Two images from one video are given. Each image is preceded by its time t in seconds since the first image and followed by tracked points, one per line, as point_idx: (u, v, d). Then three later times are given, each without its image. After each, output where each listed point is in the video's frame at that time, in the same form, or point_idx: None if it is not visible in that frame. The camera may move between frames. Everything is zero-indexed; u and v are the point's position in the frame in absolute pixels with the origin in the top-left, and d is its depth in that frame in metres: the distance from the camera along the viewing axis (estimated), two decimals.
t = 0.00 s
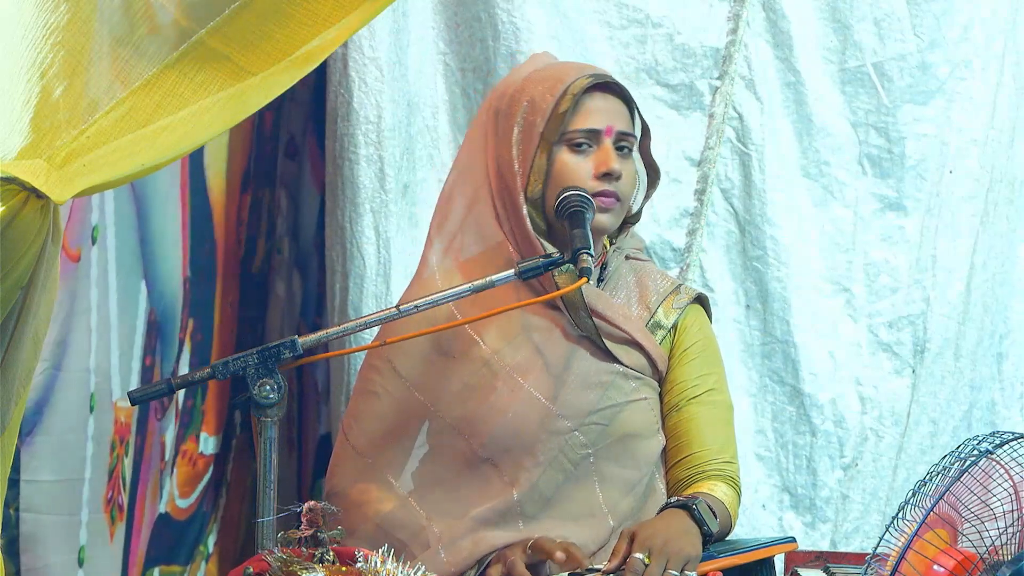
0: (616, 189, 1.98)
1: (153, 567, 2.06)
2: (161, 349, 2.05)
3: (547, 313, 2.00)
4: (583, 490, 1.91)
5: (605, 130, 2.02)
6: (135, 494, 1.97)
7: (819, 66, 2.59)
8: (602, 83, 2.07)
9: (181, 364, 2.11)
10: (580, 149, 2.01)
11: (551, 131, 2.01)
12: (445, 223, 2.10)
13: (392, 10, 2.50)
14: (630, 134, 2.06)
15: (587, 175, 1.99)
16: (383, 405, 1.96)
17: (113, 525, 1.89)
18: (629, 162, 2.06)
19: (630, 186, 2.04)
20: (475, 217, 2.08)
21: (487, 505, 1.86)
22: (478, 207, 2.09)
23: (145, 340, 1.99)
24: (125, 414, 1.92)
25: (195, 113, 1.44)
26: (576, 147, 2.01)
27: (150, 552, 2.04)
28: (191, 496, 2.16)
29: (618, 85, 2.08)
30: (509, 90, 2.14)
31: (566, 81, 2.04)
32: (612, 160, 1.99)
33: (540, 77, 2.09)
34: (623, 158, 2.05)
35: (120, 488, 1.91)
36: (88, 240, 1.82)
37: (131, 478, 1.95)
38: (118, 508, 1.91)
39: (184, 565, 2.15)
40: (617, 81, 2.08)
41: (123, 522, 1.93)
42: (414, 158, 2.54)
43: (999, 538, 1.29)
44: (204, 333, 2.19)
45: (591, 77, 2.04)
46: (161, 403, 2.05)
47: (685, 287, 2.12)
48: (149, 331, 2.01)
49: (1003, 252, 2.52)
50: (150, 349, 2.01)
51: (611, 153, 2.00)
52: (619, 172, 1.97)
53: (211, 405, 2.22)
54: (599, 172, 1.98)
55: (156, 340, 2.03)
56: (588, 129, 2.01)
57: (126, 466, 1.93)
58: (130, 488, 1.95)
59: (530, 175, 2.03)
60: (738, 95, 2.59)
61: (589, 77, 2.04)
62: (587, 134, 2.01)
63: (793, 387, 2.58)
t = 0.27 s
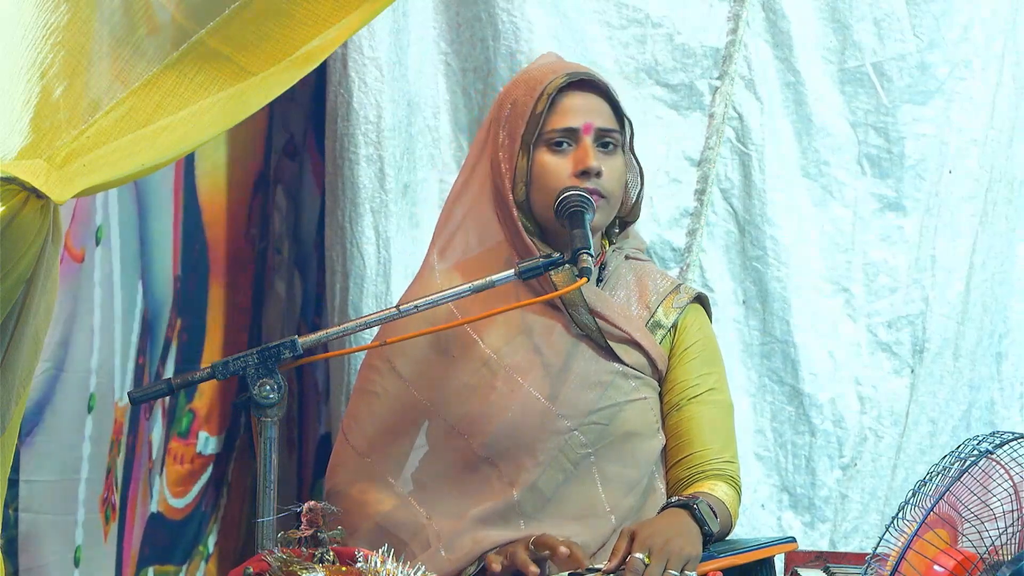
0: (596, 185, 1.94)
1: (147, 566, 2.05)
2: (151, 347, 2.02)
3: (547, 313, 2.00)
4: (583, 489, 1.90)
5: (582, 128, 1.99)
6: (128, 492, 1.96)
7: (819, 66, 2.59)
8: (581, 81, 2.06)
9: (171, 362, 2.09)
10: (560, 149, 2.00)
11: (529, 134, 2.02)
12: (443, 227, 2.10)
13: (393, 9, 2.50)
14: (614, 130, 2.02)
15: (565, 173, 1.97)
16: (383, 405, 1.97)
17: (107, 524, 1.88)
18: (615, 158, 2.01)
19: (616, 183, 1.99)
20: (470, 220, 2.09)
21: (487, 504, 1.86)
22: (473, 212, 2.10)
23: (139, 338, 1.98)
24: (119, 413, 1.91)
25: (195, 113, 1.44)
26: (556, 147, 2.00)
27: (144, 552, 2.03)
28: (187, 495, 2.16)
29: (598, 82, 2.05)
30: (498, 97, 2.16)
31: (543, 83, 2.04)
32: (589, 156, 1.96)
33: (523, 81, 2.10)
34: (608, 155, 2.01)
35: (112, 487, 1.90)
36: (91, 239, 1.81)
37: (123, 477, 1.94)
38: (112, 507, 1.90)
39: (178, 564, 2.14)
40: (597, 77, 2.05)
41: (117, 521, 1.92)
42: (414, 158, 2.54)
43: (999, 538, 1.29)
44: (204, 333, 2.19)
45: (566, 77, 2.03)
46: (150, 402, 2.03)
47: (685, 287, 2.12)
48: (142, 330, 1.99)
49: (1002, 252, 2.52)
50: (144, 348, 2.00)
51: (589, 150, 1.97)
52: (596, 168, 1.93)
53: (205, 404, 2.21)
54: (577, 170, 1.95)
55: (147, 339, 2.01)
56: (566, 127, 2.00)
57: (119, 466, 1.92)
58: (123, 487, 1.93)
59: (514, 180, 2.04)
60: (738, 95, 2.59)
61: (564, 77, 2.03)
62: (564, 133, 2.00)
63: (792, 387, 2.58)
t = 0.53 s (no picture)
0: (586, 185, 1.92)
1: (151, 567, 2.05)
2: (159, 349, 2.04)
3: (547, 313, 2.00)
4: (583, 489, 1.90)
5: (572, 128, 1.98)
6: (133, 492, 1.96)
7: (819, 66, 2.59)
8: (572, 80, 2.04)
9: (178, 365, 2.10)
10: (551, 148, 1.99)
11: (520, 136, 2.02)
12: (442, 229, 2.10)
13: (393, 9, 2.50)
14: (605, 129, 2.00)
15: (555, 173, 1.96)
16: (383, 405, 1.97)
17: (110, 524, 1.88)
18: (606, 157, 2.00)
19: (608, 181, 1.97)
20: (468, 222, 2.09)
21: (487, 504, 1.86)
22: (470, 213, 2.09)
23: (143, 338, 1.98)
24: (120, 413, 1.91)
25: (195, 113, 1.44)
26: (547, 147, 1.99)
27: (148, 552, 2.03)
28: (187, 495, 2.16)
29: (589, 81, 2.03)
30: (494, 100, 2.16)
31: (533, 84, 2.04)
32: (578, 155, 1.94)
33: (516, 84, 2.10)
34: (599, 154, 1.99)
35: (115, 487, 1.90)
36: (88, 239, 1.81)
37: (127, 477, 1.94)
38: (115, 507, 1.90)
39: (180, 565, 2.14)
40: (588, 75, 2.04)
41: (120, 521, 1.92)
42: (413, 158, 2.54)
43: (999, 537, 1.29)
44: (203, 333, 2.19)
45: (556, 77, 2.03)
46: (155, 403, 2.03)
47: (685, 287, 2.12)
48: (147, 330, 2.00)
49: (1001, 252, 2.52)
50: (150, 349, 2.00)
51: (578, 149, 1.95)
52: (585, 167, 1.92)
53: (206, 405, 2.22)
54: (566, 170, 1.94)
55: (154, 339, 2.02)
56: (555, 127, 1.99)
57: (122, 466, 1.92)
58: (126, 487, 1.94)
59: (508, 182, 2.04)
60: (738, 96, 2.59)
61: (554, 77, 2.02)
62: (555, 133, 1.99)
63: (791, 387, 2.59)
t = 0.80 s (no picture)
0: (580, 184, 1.92)
1: (149, 567, 2.05)
2: (155, 348, 2.03)
3: (547, 313, 2.00)
4: (583, 488, 1.90)
5: (568, 127, 1.98)
6: (129, 492, 1.95)
7: (819, 67, 2.59)
8: (568, 81, 2.04)
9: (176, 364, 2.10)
10: (547, 149, 1.98)
11: (517, 137, 2.02)
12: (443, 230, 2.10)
13: (393, 9, 2.50)
14: (602, 128, 2.00)
15: (550, 173, 1.95)
16: (383, 405, 1.97)
17: (108, 524, 1.87)
18: (603, 157, 1.99)
19: (604, 181, 1.96)
20: (470, 223, 2.09)
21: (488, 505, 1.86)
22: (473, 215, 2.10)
23: (140, 338, 1.98)
24: (117, 413, 1.90)
25: (195, 113, 1.44)
26: (543, 147, 1.99)
27: (147, 551, 2.03)
28: (185, 496, 2.15)
29: (585, 80, 2.03)
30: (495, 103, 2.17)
31: (530, 85, 2.04)
32: (573, 155, 1.94)
33: (514, 86, 2.11)
34: (595, 154, 1.98)
35: (112, 487, 1.89)
36: (87, 239, 1.81)
37: (124, 476, 1.93)
38: (112, 507, 1.89)
39: (178, 565, 2.14)
40: (584, 75, 2.03)
41: (118, 521, 1.91)
42: (413, 158, 2.54)
43: (999, 538, 1.29)
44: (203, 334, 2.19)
45: (551, 77, 2.03)
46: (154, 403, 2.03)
47: (686, 287, 2.12)
48: (146, 330, 2.00)
49: (1000, 252, 2.53)
50: (148, 348, 2.00)
51: (573, 149, 1.95)
52: (579, 167, 1.91)
53: (206, 405, 2.21)
54: (561, 170, 1.93)
55: (151, 339, 2.01)
56: (551, 127, 1.98)
57: (119, 466, 1.91)
58: (124, 487, 1.93)
59: (508, 183, 2.04)
60: (738, 96, 2.60)
61: (549, 77, 2.03)
62: (551, 133, 1.98)
63: (790, 387, 2.59)
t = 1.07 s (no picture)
0: (580, 185, 1.92)
1: (147, 567, 2.05)
2: (156, 347, 2.04)
3: (548, 313, 2.00)
4: (582, 488, 1.91)
5: (568, 128, 1.98)
6: (131, 492, 1.96)
7: (819, 67, 2.60)
8: (569, 81, 2.04)
9: (172, 364, 2.11)
10: (547, 149, 1.98)
11: (518, 137, 2.02)
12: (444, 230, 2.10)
13: (393, 9, 2.50)
14: (603, 129, 2.00)
15: (549, 174, 1.95)
16: (383, 403, 1.96)
17: (110, 524, 1.88)
18: (603, 158, 1.99)
19: (603, 182, 1.96)
20: (471, 224, 2.09)
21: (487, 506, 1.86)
22: (474, 215, 2.10)
23: (143, 339, 1.99)
24: (123, 413, 1.91)
25: (195, 113, 1.44)
26: (543, 148, 1.99)
27: (144, 551, 2.03)
28: (181, 496, 2.15)
29: (586, 81, 2.03)
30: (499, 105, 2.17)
31: (532, 86, 2.05)
32: (573, 156, 1.93)
33: (516, 87, 2.11)
34: (595, 154, 1.98)
35: (117, 486, 1.90)
36: (81, 238, 1.80)
37: (128, 476, 1.94)
38: (116, 506, 1.90)
39: (174, 564, 2.13)
40: (585, 76, 2.03)
41: (120, 521, 1.92)
42: (413, 158, 2.54)
43: (999, 537, 1.29)
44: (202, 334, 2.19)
45: (552, 78, 2.03)
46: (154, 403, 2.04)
47: (687, 288, 2.12)
48: (144, 331, 2.00)
49: (1000, 252, 2.52)
50: (149, 349, 2.01)
51: (573, 149, 1.94)
52: (578, 168, 1.91)
53: (202, 405, 2.22)
54: (560, 170, 1.93)
55: (153, 338, 2.03)
56: (551, 127, 1.98)
57: (124, 465, 1.93)
58: (127, 487, 1.94)
59: (509, 184, 2.04)
60: (738, 96, 2.59)
61: (550, 78, 2.03)
62: (551, 133, 1.98)
63: (790, 387, 2.59)
